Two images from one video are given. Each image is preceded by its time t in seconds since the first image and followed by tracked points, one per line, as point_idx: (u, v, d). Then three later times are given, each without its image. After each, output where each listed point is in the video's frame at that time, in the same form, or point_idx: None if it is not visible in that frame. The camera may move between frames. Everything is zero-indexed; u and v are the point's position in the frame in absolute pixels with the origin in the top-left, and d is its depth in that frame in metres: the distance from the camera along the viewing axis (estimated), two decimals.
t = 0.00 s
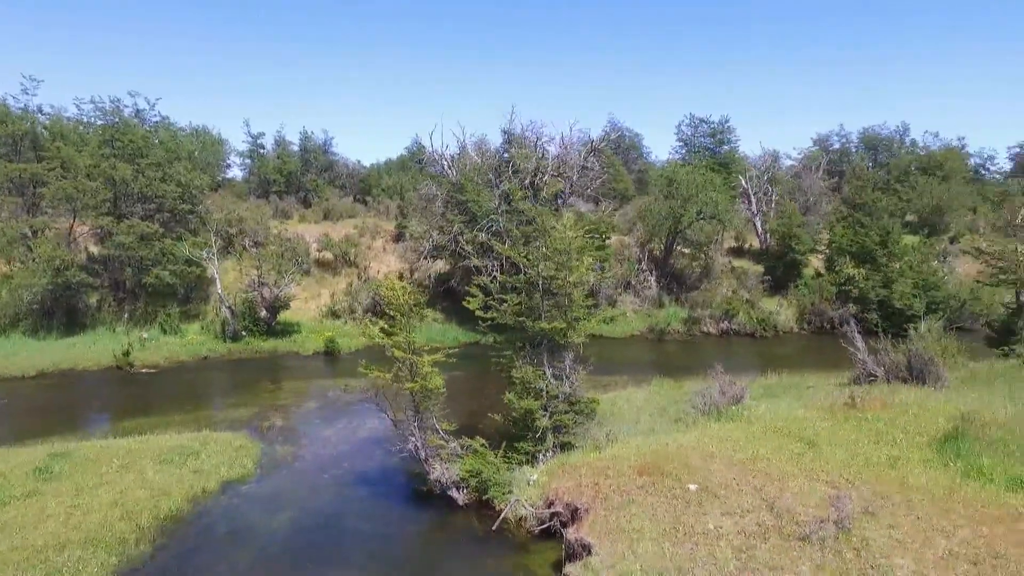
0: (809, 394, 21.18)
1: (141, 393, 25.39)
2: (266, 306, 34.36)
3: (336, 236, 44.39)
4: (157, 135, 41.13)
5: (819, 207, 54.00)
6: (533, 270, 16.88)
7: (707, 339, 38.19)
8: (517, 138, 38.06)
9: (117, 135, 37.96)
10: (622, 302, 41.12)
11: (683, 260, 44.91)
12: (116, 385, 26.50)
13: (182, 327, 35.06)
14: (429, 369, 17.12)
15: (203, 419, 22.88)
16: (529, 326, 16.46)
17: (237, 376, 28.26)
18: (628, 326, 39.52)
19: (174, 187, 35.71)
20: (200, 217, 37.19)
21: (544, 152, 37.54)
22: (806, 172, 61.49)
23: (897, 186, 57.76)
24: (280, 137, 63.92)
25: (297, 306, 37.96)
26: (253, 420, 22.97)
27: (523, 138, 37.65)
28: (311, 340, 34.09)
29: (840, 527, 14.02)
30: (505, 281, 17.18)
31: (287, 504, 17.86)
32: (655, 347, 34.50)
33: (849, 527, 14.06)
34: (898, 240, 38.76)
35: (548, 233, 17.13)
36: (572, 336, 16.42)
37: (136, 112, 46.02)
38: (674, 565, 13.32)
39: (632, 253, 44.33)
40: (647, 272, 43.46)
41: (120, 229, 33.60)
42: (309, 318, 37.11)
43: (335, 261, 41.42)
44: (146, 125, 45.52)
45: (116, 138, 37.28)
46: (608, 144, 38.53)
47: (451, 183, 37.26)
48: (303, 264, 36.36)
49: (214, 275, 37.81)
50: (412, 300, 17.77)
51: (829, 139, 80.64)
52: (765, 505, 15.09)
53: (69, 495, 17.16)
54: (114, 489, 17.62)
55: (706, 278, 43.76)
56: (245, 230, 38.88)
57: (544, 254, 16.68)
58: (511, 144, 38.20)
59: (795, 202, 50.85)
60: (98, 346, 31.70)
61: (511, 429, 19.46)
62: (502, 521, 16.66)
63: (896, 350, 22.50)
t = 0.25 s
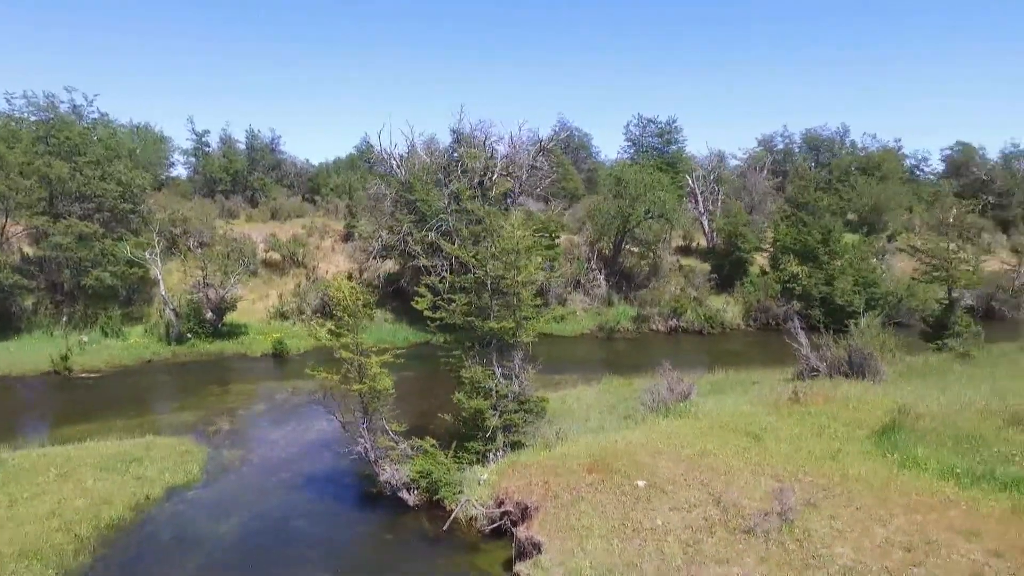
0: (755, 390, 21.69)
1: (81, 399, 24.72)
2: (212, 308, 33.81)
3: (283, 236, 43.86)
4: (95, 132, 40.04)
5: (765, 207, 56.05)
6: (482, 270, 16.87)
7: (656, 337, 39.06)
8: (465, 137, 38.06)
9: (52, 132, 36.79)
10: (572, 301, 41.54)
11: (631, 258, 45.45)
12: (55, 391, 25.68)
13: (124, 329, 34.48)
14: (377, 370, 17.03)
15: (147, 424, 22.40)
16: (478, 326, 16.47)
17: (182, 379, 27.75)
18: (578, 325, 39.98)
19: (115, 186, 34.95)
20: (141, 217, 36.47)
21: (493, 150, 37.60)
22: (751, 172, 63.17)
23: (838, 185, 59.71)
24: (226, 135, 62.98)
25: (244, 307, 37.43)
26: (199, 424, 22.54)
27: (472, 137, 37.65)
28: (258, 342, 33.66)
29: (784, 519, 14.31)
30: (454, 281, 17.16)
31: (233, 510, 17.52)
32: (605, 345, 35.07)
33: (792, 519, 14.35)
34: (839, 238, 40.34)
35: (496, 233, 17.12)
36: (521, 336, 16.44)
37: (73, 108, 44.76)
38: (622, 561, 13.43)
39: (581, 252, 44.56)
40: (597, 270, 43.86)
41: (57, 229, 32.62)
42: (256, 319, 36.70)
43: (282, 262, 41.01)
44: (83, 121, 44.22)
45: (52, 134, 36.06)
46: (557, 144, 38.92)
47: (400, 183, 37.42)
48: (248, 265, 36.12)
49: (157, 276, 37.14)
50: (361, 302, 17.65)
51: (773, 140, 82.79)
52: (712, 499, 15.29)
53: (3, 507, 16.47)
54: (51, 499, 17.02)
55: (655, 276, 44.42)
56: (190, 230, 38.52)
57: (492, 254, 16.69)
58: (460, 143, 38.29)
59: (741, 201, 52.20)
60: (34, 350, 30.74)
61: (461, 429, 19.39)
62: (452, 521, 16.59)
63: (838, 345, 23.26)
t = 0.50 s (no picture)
0: (705, 388, 22.14)
1: (21, 406, 23.99)
2: (159, 311, 33.50)
3: (233, 236, 43.88)
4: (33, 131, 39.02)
5: (713, 206, 58.80)
6: (433, 271, 16.79)
7: (609, 335, 40.08)
8: (418, 137, 38.73)
9: None
10: (525, 300, 42.46)
11: (584, 257, 46.73)
12: None
13: (66, 332, 33.35)
14: (329, 372, 16.96)
15: (91, 431, 21.86)
16: (431, 326, 16.49)
17: (129, 384, 27.14)
18: (530, 323, 40.96)
19: (56, 185, 34.05)
20: (84, 217, 35.56)
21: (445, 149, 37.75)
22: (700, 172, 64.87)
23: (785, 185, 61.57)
24: (173, 133, 62.05)
25: (193, 309, 37.10)
26: (147, 430, 22.06)
27: (424, 137, 38.14)
28: (208, 344, 33.44)
29: (733, 514, 14.54)
30: (406, 282, 17.08)
31: (181, 516, 17.12)
32: (557, 344, 35.75)
33: (742, 513, 14.59)
34: (786, 237, 40.84)
35: (447, 233, 16.94)
36: (474, 335, 16.54)
37: (11, 105, 43.50)
38: (575, 559, 13.47)
39: (534, 251, 45.58)
40: (550, 270, 44.90)
41: None
42: (206, 320, 36.41)
43: (232, 262, 40.90)
44: (22, 118, 42.98)
45: None
46: (511, 144, 39.34)
47: (352, 182, 37.65)
48: (198, 265, 36.40)
49: (100, 278, 36.36)
50: (314, 303, 17.55)
51: (722, 141, 84.82)
52: (664, 495, 15.43)
53: None
54: None
55: (608, 275, 45.71)
56: (136, 231, 37.99)
57: (444, 255, 16.62)
58: (412, 143, 38.83)
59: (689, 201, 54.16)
60: None
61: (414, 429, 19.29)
62: (406, 522, 16.47)
63: (785, 342, 24.02)
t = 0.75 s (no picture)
0: (661, 386, 22.50)
1: None
2: (108, 313, 32.91)
3: (184, 236, 43.26)
4: None
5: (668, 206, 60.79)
6: (388, 271, 16.75)
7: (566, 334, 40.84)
8: (374, 136, 38.86)
9: None
10: (482, 301, 42.94)
11: (541, 257, 47.30)
12: None
13: (9, 336, 32.36)
14: (283, 375, 16.78)
15: (35, 438, 21.24)
16: (387, 326, 16.45)
17: (76, 388, 26.47)
18: (488, 324, 41.51)
19: None
20: (27, 217, 34.52)
21: (400, 149, 38.18)
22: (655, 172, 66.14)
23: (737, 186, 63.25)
24: (121, 131, 60.83)
25: (143, 311, 36.48)
26: (95, 436, 21.52)
27: (379, 136, 38.21)
28: (159, 347, 32.94)
29: (687, 509, 14.67)
30: (361, 282, 17.08)
31: (130, 524, 16.65)
32: (515, 345, 36.06)
33: (696, 509, 14.73)
34: (739, 236, 43.10)
35: (402, 233, 16.98)
36: (429, 336, 16.60)
37: None
38: (532, 558, 13.44)
39: (491, 250, 45.81)
40: (506, 269, 45.37)
41: None
42: (157, 322, 35.87)
43: (183, 262, 40.24)
44: None
45: None
46: (465, 144, 40.04)
47: (306, 182, 37.58)
48: (148, 266, 35.57)
49: (44, 280, 35.43)
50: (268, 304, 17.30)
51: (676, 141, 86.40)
52: (619, 493, 15.53)
53: None
54: None
55: (563, 274, 46.28)
56: (82, 230, 36.27)
57: (399, 255, 16.64)
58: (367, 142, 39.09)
59: (643, 202, 55.41)
60: None
61: (370, 431, 19.19)
62: (363, 524, 16.34)
63: (737, 340, 24.65)
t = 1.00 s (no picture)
0: (611, 384, 22.85)
1: None
2: (45, 316, 32.04)
3: (125, 236, 42.43)
4: None
5: (617, 206, 61.84)
6: (336, 271, 16.73)
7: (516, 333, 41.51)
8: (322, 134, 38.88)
9: None
10: (433, 300, 43.31)
11: (491, 256, 47.74)
12: None
13: None
14: (228, 378, 16.46)
15: None
16: (335, 327, 16.37)
17: (10, 395, 25.59)
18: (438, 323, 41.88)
19: None
20: None
21: (348, 148, 38.32)
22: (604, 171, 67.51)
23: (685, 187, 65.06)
24: (57, 128, 59.28)
25: (82, 314, 35.63)
26: (31, 445, 20.79)
27: (327, 134, 38.17)
28: (100, 351, 32.10)
29: (636, 506, 14.81)
30: (309, 282, 17.03)
31: (67, 535, 16.09)
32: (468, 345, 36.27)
33: (644, 504, 14.89)
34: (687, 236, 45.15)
35: (349, 232, 16.92)
36: (378, 337, 16.58)
37: None
38: (482, 557, 13.39)
39: (441, 251, 45.95)
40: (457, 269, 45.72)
41: None
42: (98, 324, 35.08)
43: (124, 263, 39.52)
44: None
45: None
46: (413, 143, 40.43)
47: (252, 180, 37.40)
48: (87, 267, 34.50)
49: None
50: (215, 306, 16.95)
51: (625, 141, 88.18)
52: (569, 491, 15.61)
53: None
54: None
55: (514, 273, 46.91)
56: (16, 232, 33.69)
57: (348, 255, 16.59)
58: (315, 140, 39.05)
59: (592, 201, 56.38)
60: None
61: (318, 433, 19.00)
62: (312, 528, 16.14)
63: (684, 337, 25.14)
